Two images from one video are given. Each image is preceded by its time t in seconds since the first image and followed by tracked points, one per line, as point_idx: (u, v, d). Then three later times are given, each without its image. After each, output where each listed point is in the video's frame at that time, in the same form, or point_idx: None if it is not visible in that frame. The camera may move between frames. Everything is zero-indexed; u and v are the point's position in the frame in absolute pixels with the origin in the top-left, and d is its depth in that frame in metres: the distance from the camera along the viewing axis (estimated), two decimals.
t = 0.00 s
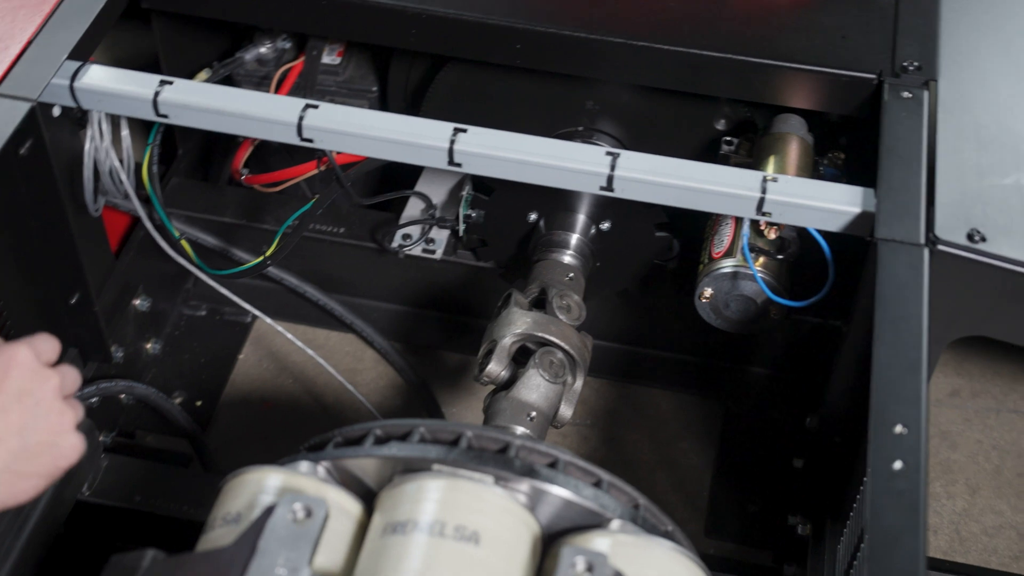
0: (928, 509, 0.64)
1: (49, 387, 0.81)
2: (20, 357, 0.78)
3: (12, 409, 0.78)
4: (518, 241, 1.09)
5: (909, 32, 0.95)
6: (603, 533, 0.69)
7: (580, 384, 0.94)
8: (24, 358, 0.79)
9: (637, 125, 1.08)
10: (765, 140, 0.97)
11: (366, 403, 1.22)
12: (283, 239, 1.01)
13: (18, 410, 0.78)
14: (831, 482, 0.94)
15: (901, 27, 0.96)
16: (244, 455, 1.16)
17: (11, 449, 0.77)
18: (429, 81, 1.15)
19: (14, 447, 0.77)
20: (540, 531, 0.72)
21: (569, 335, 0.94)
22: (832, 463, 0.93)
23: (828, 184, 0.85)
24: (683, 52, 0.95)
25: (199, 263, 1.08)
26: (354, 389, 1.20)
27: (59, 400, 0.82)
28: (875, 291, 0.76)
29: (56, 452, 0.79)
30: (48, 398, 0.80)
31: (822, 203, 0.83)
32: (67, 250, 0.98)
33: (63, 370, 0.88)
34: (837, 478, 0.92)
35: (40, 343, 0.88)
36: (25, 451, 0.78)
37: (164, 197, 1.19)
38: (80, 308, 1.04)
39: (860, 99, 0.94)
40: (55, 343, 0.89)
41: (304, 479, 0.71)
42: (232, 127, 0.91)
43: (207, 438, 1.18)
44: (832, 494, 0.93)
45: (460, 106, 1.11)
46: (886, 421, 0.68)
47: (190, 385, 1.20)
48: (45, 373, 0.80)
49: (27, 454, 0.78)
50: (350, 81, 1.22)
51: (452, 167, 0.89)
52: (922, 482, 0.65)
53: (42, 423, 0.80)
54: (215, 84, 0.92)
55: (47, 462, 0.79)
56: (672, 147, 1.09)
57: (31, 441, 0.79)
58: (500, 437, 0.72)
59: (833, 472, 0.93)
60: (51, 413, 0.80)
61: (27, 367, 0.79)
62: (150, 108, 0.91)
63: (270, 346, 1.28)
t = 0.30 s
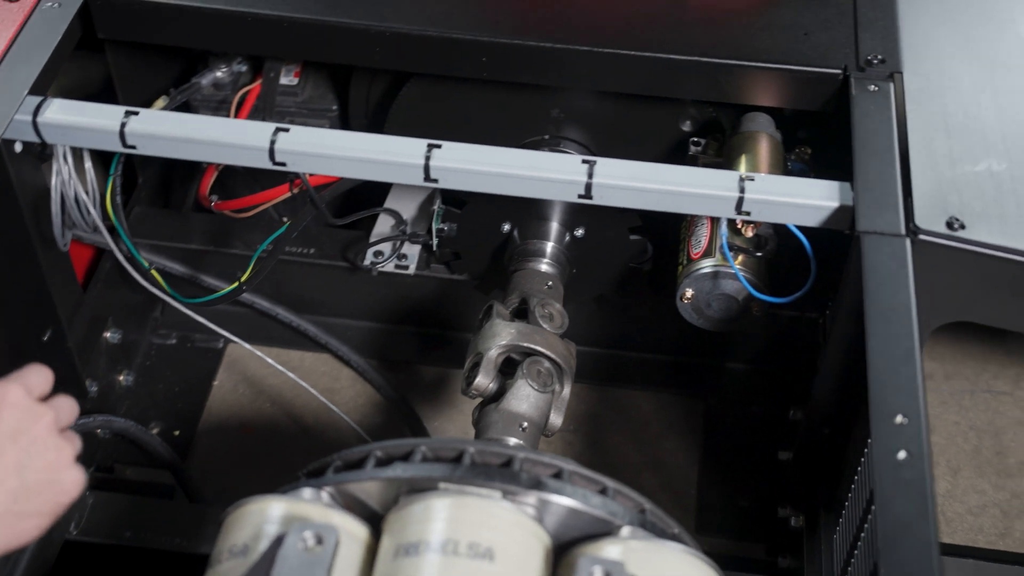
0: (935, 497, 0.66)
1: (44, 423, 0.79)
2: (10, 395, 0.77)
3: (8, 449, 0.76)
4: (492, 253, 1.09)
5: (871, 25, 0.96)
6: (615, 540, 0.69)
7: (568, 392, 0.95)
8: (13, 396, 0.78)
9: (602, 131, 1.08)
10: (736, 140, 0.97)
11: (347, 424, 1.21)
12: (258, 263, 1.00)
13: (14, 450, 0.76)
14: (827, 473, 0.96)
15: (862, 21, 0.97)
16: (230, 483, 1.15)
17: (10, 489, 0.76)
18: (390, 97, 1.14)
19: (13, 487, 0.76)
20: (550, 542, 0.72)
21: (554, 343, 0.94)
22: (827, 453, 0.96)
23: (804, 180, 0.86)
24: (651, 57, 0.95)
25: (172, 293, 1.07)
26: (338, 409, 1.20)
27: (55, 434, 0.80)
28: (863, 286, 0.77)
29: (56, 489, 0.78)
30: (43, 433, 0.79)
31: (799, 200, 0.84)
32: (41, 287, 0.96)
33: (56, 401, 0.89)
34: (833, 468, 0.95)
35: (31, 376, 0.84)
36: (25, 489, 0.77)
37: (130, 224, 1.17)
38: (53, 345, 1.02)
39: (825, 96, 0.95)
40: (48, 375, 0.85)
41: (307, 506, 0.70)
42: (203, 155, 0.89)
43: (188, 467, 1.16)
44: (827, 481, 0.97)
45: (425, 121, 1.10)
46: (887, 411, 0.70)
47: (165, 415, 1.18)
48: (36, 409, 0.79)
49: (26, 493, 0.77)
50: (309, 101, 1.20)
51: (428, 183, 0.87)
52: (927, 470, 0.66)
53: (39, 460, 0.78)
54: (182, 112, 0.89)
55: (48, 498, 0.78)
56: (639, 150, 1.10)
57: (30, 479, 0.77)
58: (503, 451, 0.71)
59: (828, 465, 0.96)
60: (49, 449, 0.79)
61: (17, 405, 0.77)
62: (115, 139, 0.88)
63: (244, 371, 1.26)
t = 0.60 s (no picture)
0: (944, 484, 0.67)
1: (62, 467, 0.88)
2: (28, 440, 0.85)
3: (28, 493, 0.83)
4: (473, 265, 1.09)
5: (839, 23, 0.98)
6: (630, 544, 0.70)
7: (560, 401, 0.95)
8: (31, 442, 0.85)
9: (575, 139, 1.09)
10: (713, 143, 0.98)
11: (332, 445, 1.21)
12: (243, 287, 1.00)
13: (35, 494, 0.83)
14: (821, 464, 0.98)
15: (830, 19, 0.98)
16: (219, 510, 1.14)
17: (33, 533, 0.82)
18: (360, 114, 1.14)
19: (37, 528, 0.82)
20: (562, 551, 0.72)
21: (544, 352, 0.94)
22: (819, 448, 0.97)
23: (786, 178, 0.86)
24: (625, 63, 0.96)
25: (154, 322, 1.06)
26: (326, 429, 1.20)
27: (72, 479, 0.89)
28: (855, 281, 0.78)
29: (78, 532, 0.85)
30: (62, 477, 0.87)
31: (784, 197, 0.85)
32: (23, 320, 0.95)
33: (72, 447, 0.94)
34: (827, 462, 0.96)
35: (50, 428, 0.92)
36: (49, 531, 0.83)
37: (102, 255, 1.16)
38: (35, 382, 1.00)
39: (799, 95, 0.96)
40: (61, 421, 0.94)
41: (316, 528, 0.70)
42: (183, 179, 0.87)
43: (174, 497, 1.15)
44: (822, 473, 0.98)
45: (398, 136, 1.10)
46: (889, 402, 0.71)
47: (148, 446, 1.17)
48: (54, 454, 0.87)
49: (50, 537, 0.83)
50: (278, 121, 1.19)
51: (414, 198, 0.87)
52: (933, 459, 0.68)
53: (59, 504, 0.85)
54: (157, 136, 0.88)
55: (70, 541, 0.84)
56: (613, 156, 1.10)
57: (52, 524, 0.84)
58: (511, 463, 0.71)
59: (822, 457, 0.98)
60: (67, 493, 0.87)
61: (36, 450, 0.85)
62: (94, 169, 0.87)
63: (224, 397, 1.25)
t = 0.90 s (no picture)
0: (953, 470, 0.68)
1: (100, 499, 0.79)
2: (65, 475, 0.78)
3: (65, 525, 0.74)
4: (460, 276, 1.09)
5: (815, 22, 0.99)
6: (647, 545, 0.70)
7: (559, 408, 0.95)
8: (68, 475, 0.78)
9: (557, 146, 1.09)
10: (698, 144, 0.99)
11: (323, 464, 1.19)
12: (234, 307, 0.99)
13: (72, 526, 0.75)
14: (818, 457, 0.99)
15: (806, 19, 0.99)
16: (212, 534, 1.13)
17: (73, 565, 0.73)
18: (339, 129, 1.13)
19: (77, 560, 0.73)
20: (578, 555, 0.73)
21: (540, 359, 0.95)
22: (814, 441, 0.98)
23: (774, 177, 0.87)
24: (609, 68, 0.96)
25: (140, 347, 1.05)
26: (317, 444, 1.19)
27: (111, 514, 0.79)
28: (852, 276, 0.79)
29: (116, 567, 0.75)
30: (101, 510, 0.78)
31: (774, 196, 0.86)
32: (11, 352, 0.93)
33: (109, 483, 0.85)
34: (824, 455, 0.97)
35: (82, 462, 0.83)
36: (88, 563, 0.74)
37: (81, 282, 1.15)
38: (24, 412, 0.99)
39: (779, 95, 0.97)
40: (95, 455, 0.85)
41: (331, 544, 0.70)
42: (174, 202, 0.87)
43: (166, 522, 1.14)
44: (820, 469, 0.99)
45: (379, 148, 1.10)
46: (895, 392, 0.72)
47: (136, 473, 1.16)
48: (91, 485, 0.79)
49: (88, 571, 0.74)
50: (255, 140, 1.19)
51: (406, 211, 0.87)
52: (941, 445, 0.69)
53: (97, 539, 0.76)
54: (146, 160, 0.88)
55: None
56: (594, 162, 1.11)
57: (89, 558, 0.75)
58: (525, 469, 0.72)
59: (818, 451, 0.99)
60: (105, 528, 0.77)
61: (73, 485, 0.77)
62: (83, 194, 0.86)
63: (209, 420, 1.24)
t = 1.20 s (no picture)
0: (963, 457, 0.70)
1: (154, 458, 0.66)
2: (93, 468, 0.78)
3: (127, 494, 0.63)
4: (453, 285, 1.10)
5: (797, 22, 1.01)
6: (667, 542, 0.71)
7: (561, 412, 0.96)
8: (127, 423, 0.64)
9: (544, 152, 1.11)
10: (687, 145, 1.00)
11: (319, 477, 1.18)
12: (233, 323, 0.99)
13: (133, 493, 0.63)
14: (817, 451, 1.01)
15: (788, 19, 1.01)
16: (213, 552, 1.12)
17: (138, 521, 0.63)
18: (326, 143, 1.14)
19: (113, 543, 0.61)
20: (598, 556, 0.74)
21: (540, 364, 0.96)
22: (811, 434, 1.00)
23: (768, 176, 0.89)
24: (600, 74, 0.97)
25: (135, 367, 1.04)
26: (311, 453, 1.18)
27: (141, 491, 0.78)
28: (851, 271, 0.80)
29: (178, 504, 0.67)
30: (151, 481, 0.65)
31: (769, 195, 0.87)
32: (10, 375, 0.92)
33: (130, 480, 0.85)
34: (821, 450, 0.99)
35: (171, 413, 0.68)
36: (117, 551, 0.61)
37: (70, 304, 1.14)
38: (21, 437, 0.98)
39: (765, 94, 0.99)
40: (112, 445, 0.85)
41: (351, 554, 0.71)
42: (175, 221, 0.87)
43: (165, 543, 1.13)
44: (819, 460, 1.01)
45: (369, 159, 1.10)
46: (902, 381, 0.73)
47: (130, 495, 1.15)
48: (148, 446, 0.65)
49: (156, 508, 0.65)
50: (240, 155, 1.19)
51: (406, 221, 0.88)
52: (950, 432, 0.70)
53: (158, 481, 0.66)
54: (144, 179, 0.88)
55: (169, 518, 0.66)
56: (580, 166, 1.12)
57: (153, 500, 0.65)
58: (542, 472, 0.72)
59: (817, 442, 1.00)
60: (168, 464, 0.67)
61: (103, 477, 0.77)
62: (82, 216, 0.86)
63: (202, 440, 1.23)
